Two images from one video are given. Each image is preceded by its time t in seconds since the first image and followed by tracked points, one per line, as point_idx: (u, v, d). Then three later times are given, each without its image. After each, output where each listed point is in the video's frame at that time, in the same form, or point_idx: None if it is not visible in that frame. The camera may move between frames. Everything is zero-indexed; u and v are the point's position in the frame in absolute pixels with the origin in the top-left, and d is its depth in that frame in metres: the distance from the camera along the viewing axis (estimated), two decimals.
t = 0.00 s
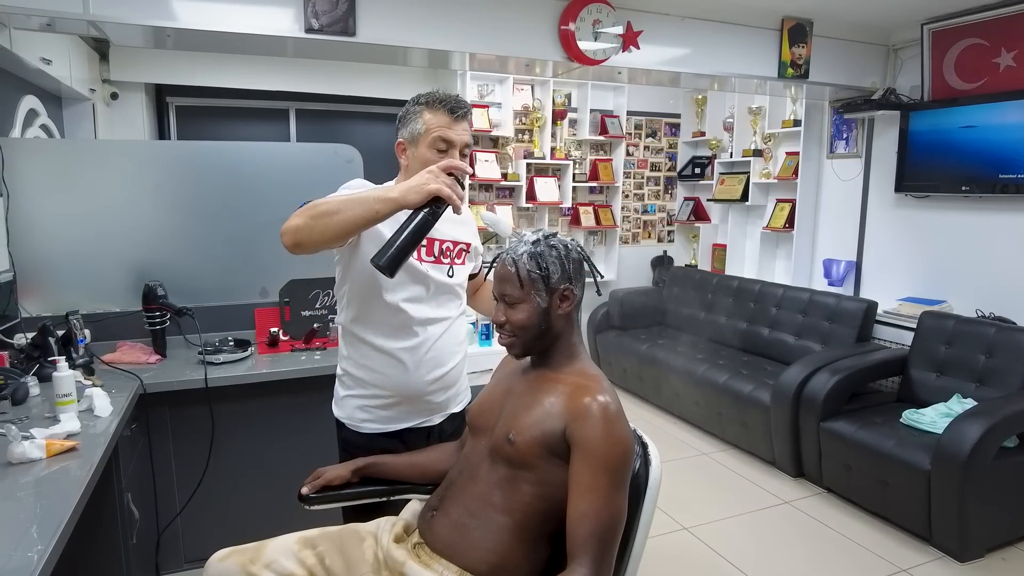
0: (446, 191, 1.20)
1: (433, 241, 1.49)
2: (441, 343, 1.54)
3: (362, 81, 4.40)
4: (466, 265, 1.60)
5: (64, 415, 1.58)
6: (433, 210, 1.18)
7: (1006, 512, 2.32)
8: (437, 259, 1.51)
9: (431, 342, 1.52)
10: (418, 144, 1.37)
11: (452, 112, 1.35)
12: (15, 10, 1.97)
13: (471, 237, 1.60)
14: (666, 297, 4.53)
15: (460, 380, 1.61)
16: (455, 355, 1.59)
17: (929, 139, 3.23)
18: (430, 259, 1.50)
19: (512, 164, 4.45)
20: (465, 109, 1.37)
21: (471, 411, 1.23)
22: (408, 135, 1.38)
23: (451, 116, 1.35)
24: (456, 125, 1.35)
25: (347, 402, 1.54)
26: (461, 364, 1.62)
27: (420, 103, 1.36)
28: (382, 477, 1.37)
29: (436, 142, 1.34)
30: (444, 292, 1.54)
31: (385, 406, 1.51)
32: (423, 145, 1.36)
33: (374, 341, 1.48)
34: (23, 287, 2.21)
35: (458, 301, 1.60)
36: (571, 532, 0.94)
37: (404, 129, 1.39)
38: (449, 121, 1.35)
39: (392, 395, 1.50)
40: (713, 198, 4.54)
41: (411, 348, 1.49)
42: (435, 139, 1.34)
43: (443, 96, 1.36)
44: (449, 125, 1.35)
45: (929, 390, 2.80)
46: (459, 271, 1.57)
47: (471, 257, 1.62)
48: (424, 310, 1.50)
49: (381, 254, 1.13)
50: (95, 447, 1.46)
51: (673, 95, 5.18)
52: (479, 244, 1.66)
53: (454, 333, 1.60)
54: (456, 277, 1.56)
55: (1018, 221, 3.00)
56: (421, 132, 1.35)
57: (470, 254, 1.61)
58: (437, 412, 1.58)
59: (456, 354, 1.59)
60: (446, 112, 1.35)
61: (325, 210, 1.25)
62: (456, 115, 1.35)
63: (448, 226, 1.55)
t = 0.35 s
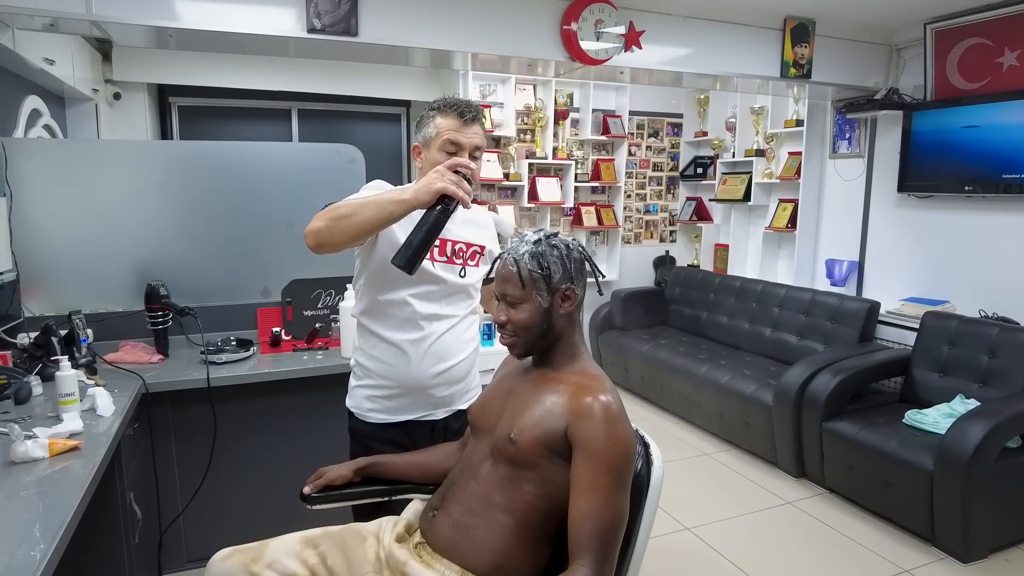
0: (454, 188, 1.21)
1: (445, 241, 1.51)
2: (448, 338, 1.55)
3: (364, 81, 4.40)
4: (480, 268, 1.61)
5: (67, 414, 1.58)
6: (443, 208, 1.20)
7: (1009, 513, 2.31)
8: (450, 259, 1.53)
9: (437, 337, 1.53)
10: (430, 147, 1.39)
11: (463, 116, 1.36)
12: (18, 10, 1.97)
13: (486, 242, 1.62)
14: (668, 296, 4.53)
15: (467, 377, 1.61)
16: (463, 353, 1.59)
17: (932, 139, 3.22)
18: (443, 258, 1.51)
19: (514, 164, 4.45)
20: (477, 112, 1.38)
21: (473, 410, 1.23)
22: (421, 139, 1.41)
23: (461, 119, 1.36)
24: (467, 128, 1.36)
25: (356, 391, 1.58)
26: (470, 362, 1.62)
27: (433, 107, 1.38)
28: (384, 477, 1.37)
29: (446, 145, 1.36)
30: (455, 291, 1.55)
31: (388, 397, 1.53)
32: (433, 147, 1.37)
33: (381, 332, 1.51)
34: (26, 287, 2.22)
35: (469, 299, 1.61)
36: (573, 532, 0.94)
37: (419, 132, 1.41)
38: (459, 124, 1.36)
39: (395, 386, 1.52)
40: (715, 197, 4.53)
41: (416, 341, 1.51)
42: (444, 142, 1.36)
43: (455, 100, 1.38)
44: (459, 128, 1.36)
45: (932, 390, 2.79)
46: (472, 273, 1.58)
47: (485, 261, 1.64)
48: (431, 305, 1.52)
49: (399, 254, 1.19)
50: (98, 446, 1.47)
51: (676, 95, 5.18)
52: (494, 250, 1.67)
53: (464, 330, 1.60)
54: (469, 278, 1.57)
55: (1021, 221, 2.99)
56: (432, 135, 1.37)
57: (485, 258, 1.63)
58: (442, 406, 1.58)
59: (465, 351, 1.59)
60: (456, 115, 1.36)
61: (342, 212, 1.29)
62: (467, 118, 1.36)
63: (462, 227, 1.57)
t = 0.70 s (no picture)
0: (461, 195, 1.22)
1: (451, 241, 1.52)
2: (447, 335, 1.55)
3: (366, 81, 4.41)
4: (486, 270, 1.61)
5: (69, 413, 1.58)
6: (450, 215, 1.21)
7: (1011, 514, 2.30)
8: (455, 260, 1.54)
9: (437, 332, 1.54)
10: (438, 149, 1.40)
11: (469, 118, 1.36)
12: (21, 10, 1.97)
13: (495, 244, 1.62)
14: (669, 296, 4.52)
15: (468, 375, 1.61)
16: (464, 351, 1.59)
17: (934, 138, 3.22)
18: (448, 259, 1.52)
19: (516, 164, 4.44)
20: (484, 114, 1.38)
21: (474, 408, 1.23)
22: (431, 141, 1.42)
23: (467, 121, 1.36)
24: (473, 130, 1.36)
25: (359, 382, 1.62)
26: (471, 360, 1.62)
27: (442, 109, 1.39)
28: (386, 476, 1.37)
29: (452, 146, 1.36)
30: (459, 291, 1.56)
31: (386, 389, 1.55)
32: (441, 149, 1.38)
33: (384, 324, 1.55)
34: (28, 286, 2.22)
35: (474, 299, 1.61)
36: (573, 530, 0.94)
37: (429, 134, 1.43)
38: (464, 125, 1.36)
39: (393, 378, 1.54)
40: (717, 197, 4.53)
41: (416, 335, 1.52)
42: (450, 144, 1.36)
43: (463, 102, 1.39)
44: (465, 130, 1.36)
45: (933, 390, 2.79)
46: (477, 274, 1.58)
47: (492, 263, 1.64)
48: (433, 302, 1.53)
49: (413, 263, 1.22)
50: (100, 445, 1.47)
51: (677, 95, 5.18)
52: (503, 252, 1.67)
53: (466, 328, 1.60)
54: (474, 279, 1.58)
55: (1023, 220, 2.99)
56: (440, 138, 1.38)
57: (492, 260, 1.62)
58: (438, 402, 1.58)
59: (466, 350, 1.59)
60: (463, 117, 1.36)
61: (354, 218, 1.32)
62: (474, 120, 1.36)
63: (469, 228, 1.57)
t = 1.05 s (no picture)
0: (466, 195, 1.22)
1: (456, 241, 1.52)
2: (450, 333, 1.56)
3: (368, 81, 4.41)
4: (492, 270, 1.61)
5: (72, 412, 1.59)
6: (456, 218, 1.20)
7: (1014, 514, 2.30)
8: (460, 259, 1.54)
9: (441, 330, 1.55)
10: (444, 149, 1.40)
11: (475, 118, 1.36)
12: (23, 11, 1.98)
13: (501, 244, 1.62)
14: (671, 296, 4.52)
15: (470, 375, 1.61)
16: (467, 349, 1.59)
17: (936, 138, 3.21)
18: (453, 258, 1.53)
19: (517, 164, 4.44)
20: (490, 115, 1.38)
21: (476, 407, 1.23)
22: (437, 141, 1.42)
23: (473, 122, 1.36)
24: (478, 131, 1.36)
25: (362, 378, 1.62)
26: (474, 360, 1.62)
27: (448, 110, 1.40)
28: (388, 475, 1.37)
29: (457, 146, 1.36)
30: (464, 290, 1.56)
31: (388, 385, 1.56)
32: (446, 149, 1.39)
33: (387, 320, 1.55)
34: (31, 286, 2.23)
35: (479, 299, 1.61)
36: (574, 530, 0.94)
37: (436, 134, 1.43)
38: (470, 125, 1.36)
39: (395, 374, 1.55)
40: (718, 197, 4.53)
41: (419, 331, 1.53)
42: (455, 144, 1.37)
43: (469, 103, 1.39)
44: (471, 130, 1.36)
45: (935, 390, 2.79)
46: (481, 275, 1.58)
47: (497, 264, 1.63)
48: (436, 301, 1.54)
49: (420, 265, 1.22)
50: (102, 444, 1.47)
51: (679, 95, 5.17)
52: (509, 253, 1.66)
53: (470, 327, 1.60)
54: (478, 279, 1.58)
55: None
56: (446, 138, 1.39)
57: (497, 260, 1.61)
58: (440, 400, 1.58)
59: (469, 348, 1.59)
60: (469, 117, 1.37)
61: (361, 219, 1.32)
62: (479, 121, 1.37)
63: (474, 228, 1.57)
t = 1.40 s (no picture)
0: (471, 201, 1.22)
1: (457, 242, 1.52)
2: (450, 334, 1.56)
3: (369, 81, 4.41)
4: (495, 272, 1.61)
5: (73, 412, 1.59)
6: (458, 224, 1.21)
7: (1015, 515, 2.30)
8: (461, 260, 1.54)
9: (441, 330, 1.55)
10: (444, 151, 1.41)
11: (473, 121, 1.36)
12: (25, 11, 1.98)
13: (504, 245, 1.61)
14: (672, 296, 4.52)
15: (470, 375, 1.61)
16: (468, 350, 1.59)
17: (938, 138, 3.21)
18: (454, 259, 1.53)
19: (518, 164, 4.44)
20: (489, 117, 1.37)
21: (476, 408, 1.23)
22: (438, 142, 1.43)
23: (471, 124, 1.36)
24: (476, 133, 1.36)
25: (362, 376, 1.63)
26: (475, 360, 1.62)
27: (450, 110, 1.40)
28: (388, 475, 1.37)
29: (455, 148, 1.37)
30: (467, 290, 1.56)
31: (387, 383, 1.56)
32: (445, 151, 1.39)
33: (388, 319, 1.56)
34: (32, 286, 2.23)
35: (480, 299, 1.61)
36: (574, 530, 0.94)
37: (437, 135, 1.43)
38: (469, 128, 1.36)
39: (394, 372, 1.55)
40: (720, 197, 4.53)
41: (420, 331, 1.53)
42: (454, 147, 1.37)
43: (469, 104, 1.38)
44: (469, 133, 1.36)
45: (937, 390, 2.78)
46: (484, 276, 1.58)
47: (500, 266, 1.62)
48: (437, 301, 1.54)
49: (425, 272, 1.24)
50: (104, 444, 1.48)
51: (680, 95, 5.16)
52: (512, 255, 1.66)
53: (471, 328, 1.60)
54: (479, 280, 1.58)
55: None
56: (445, 140, 1.39)
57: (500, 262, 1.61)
58: (439, 400, 1.58)
59: (470, 349, 1.59)
60: (468, 120, 1.36)
61: (362, 225, 1.32)
62: (478, 123, 1.36)
63: (476, 229, 1.57)
